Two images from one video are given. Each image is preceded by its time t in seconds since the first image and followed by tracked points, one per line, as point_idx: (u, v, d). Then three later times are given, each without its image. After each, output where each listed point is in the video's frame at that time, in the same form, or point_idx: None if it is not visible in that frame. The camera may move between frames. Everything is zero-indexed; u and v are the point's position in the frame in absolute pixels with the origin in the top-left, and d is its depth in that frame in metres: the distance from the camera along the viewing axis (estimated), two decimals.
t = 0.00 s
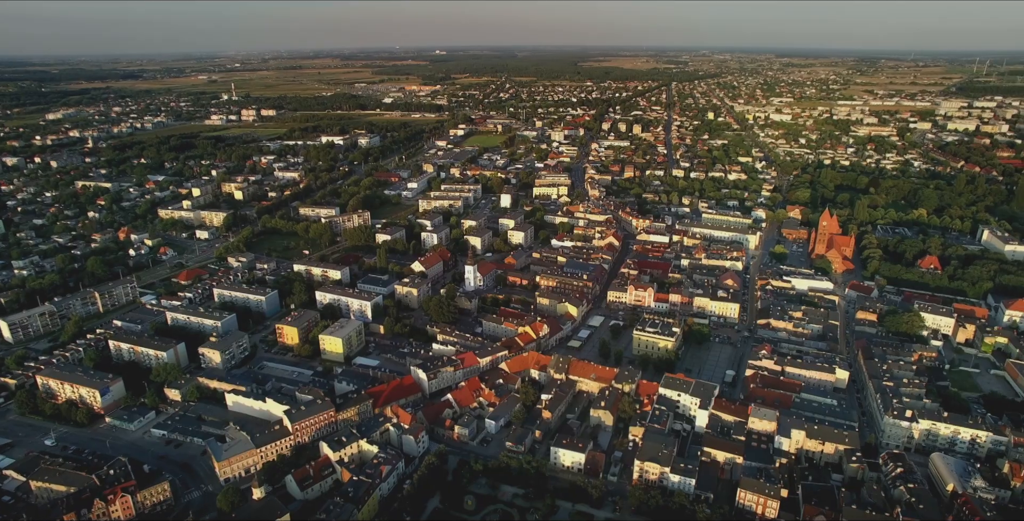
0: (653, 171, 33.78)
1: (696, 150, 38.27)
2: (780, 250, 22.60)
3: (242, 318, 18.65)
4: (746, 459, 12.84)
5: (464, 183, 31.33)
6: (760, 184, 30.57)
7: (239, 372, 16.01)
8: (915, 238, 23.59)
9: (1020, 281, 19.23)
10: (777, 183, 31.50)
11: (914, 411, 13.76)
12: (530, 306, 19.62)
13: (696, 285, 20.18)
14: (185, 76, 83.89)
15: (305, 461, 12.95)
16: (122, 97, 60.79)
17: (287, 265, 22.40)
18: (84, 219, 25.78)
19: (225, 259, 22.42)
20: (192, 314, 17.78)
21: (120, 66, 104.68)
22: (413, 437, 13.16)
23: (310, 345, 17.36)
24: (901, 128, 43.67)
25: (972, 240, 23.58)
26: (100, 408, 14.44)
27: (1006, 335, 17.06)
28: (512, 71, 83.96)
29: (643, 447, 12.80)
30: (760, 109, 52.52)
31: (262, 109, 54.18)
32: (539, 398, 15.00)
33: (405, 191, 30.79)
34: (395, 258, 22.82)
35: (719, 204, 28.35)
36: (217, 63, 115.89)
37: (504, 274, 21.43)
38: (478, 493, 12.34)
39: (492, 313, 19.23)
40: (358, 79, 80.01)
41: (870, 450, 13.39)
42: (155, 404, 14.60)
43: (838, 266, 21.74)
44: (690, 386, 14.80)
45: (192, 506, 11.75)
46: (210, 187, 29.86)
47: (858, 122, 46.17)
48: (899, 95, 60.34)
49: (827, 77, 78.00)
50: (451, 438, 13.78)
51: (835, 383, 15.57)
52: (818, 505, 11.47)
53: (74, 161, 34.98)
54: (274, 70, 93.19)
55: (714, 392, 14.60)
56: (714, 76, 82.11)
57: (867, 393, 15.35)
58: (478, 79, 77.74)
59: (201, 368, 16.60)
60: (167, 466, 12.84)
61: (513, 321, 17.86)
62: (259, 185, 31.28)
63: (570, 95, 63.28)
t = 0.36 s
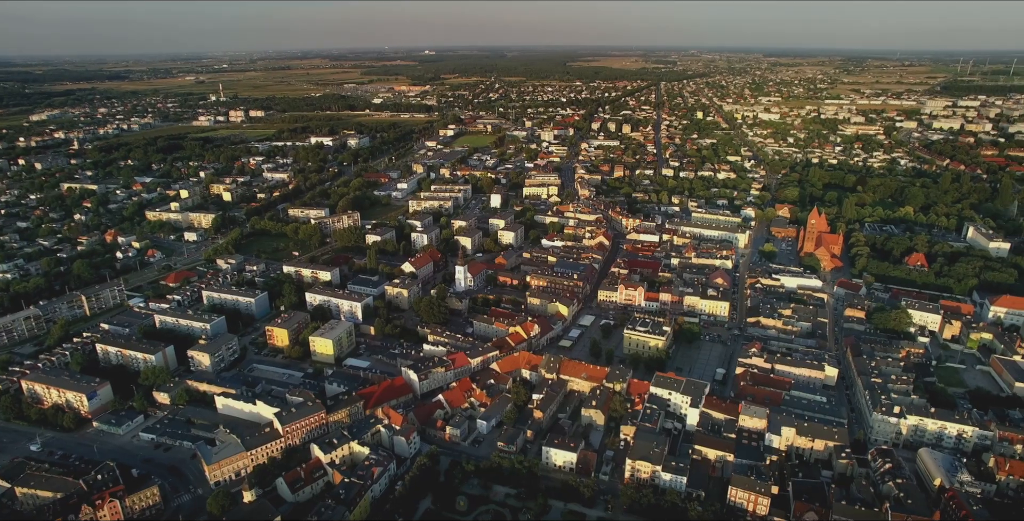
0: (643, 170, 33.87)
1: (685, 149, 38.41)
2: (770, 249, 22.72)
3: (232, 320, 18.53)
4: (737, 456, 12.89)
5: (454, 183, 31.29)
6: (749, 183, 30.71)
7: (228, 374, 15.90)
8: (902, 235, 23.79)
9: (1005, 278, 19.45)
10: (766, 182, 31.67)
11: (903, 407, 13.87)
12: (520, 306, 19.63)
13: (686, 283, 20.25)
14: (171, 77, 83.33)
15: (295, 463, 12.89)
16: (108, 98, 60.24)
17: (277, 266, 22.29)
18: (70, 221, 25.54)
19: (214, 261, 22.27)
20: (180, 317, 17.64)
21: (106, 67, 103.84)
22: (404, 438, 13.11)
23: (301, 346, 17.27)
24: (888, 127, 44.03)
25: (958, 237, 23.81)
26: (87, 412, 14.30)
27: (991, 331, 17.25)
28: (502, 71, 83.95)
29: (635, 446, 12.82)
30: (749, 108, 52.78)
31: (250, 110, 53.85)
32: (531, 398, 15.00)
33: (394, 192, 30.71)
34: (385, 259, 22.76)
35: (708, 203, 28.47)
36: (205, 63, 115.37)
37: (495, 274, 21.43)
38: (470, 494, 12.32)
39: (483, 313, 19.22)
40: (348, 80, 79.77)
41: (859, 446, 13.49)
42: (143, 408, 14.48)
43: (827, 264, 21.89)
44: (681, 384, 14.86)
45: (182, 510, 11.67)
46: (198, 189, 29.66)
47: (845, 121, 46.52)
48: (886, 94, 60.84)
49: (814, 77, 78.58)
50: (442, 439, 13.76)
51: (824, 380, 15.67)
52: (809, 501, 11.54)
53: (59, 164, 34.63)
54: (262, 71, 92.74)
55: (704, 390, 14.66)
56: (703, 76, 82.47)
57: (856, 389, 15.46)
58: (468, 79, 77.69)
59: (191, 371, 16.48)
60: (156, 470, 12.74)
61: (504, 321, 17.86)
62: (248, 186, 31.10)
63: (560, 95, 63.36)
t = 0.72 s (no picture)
0: (632, 170, 33.97)
1: (674, 148, 38.56)
2: (758, 247, 22.85)
3: (221, 322, 18.41)
4: (728, 454, 12.95)
5: (444, 184, 31.25)
6: (738, 182, 30.86)
7: (218, 377, 15.80)
8: (889, 233, 24.00)
9: (990, 275, 19.66)
10: (755, 181, 31.84)
11: (891, 403, 13.98)
12: (511, 306, 19.62)
13: (676, 282, 20.33)
14: (158, 78, 82.68)
15: (286, 466, 12.81)
16: (93, 99, 59.71)
17: (266, 268, 22.18)
18: (55, 223, 25.29)
19: (203, 263, 22.14)
20: (169, 320, 17.51)
21: (91, 68, 102.92)
22: (396, 439, 13.08)
23: (291, 348, 17.19)
24: (874, 126, 44.40)
25: (943, 235, 24.04)
26: (74, 417, 14.16)
27: (977, 328, 17.43)
28: (492, 71, 83.95)
29: (626, 445, 12.85)
30: (737, 107, 53.05)
31: (238, 110, 53.57)
32: (522, 398, 15.01)
33: (384, 192, 30.63)
34: (375, 260, 22.70)
35: (697, 202, 28.59)
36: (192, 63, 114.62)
37: (485, 274, 21.42)
38: (462, 494, 12.30)
39: (474, 313, 19.21)
40: (337, 80, 79.53)
41: (848, 443, 13.58)
42: (131, 412, 14.35)
43: (815, 262, 22.04)
44: (671, 383, 14.90)
45: (172, 514, 11.58)
46: (186, 190, 29.44)
47: (833, 120, 46.88)
48: (873, 93, 61.32)
49: (802, 76, 79.07)
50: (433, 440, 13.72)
51: (813, 377, 15.77)
52: (799, 498, 11.61)
53: (44, 165, 34.29)
54: (250, 72, 92.23)
55: (695, 388, 14.71)
56: (692, 75, 82.84)
57: (844, 386, 15.56)
58: (458, 80, 77.65)
59: (179, 374, 16.35)
60: (145, 474, 12.63)
61: (494, 321, 17.84)
62: (236, 187, 30.94)
63: (550, 94, 63.44)
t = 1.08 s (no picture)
0: (622, 169, 34.06)
1: (663, 147, 38.72)
2: (747, 246, 22.99)
3: (210, 325, 18.28)
4: (718, 452, 13.01)
5: (433, 184, 31.18)
6: (727, 181, 31.03)
7: (207, 380, 15.69)
8: (876, 231, 24.21)
9: (975, 271, 19.90)
10: (743, 179, 32.02)
11: (879, 399, 14.10)
12: (501, 306, 19.62)
13: (666, 281, 20.40)
14: (144, 79, 81.94)
15: (276, 469, 12.73)
16: (78, 100, 59.08)
17: (255, 269, 22.05)
18: (40, 226, 25.00)
19: (191, 265, 21.98)
20: (157, 322, 17.36)
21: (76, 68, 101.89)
22: (387, 441, 13.04)
23: (280, 350, 17.10)
24: (861, 125, 44.81)
25: (929, 232, 24.29)
26: (60, 422, 14.01)
27: (962, 323, 17.64)
28: (481, 71, 83.92)
29: (617, 444, 12.89)
30: (725, 107, 53.33)
31: (226, 111, 53.21)
32: (513, 397, 15.01)
33: (374, 193, 30.53)
34: (365, 261, 22.62)
35: (687, 201, 28.72)
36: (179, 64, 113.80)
37: (476, 275, 21.41)
38: (454, 495, 12.28)
39: (464, 313, 19.19)
40: (325, 81, 79.24)
41: (837, 439, 13.68)
42: (119, 416, 14.21)
43: (803, 260, 22.19)
44: (662, 381, 14.95)
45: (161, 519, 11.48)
46: (173, 192, 29.20)
47: (820, 119, 47.23)
48: (859, 92, 61.88)
49: (789, 75, 79.65)
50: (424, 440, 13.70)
51: (802, 374, 15.87)
52: (789, 494, 11.69)
53: (28, 167, 33.88)
54: (237, 72, 91.65)
55: (685, 386, 14.77)
56: (680, 75, 83.21)
57: (833, 383, 15.68)
58: (447, 80, 77.56)
59: (168, 377, 16.22)
60: (134, 479, 12.52)
61: (485, 321, 17.83)
62: (224, 189, 30.73)
63: (539, 94, 63.49)
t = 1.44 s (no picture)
0: (611, 168, 34.15)
1: (652, 146, 38.85)
2: (736, 244, 23.11)
3: (198, 327, 18.15)
4: (709, 449, 13.07)
5: (423, 184, 31.14)
6: (715, 179, 31.19)
7: (195, 383, 15.58)
8: (863, 228, 24.40)
9: (960, 268, 20.12)
10: (731, 178, 32.22)
11: (867, 395, 14.22)
12: (492, 306, 19.62)
13: (656, 280, 20.48)
14: (129, 79, 81.24)
15: (266, 472, 12.66)
16: (61, 101, 58.43)
17: (244, 271, 21.92)
18: (24, 229, 24.72)
19: (179, 267, 21.82)
20: (144, 325, 17.22)
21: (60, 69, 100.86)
22: (378, 442, 13.00)
23: (270, 352, 17.00)
24: (847, 123, 45.19)
25: (915, 229, 24.53)
26: (46, 427, 13.86)
27: (948, 320, 17.83)
28: (471, 71, 83.91)
29: (608, 442, 12.92)
30: (714, 106, 53.58)
31: (213, 112, 52.86)
32: (504, 397, 15.01)
33: (363, 194, 30.44)
34: (355, 262, 22.55)
35: (676, 200, 28.82)
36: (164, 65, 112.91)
37: (466, 275, 21.39)
38: (446, 495, 12.24)
39: (454, 313, 19.17)
40: (312, 81, 78.95)
41: (826, 435, 13.78)
42: (106, 420, 14.08)
43: (792, 258, 22.35)
44: (653, 380, 15.00)
45: None
46: (160, 194, 28.97)
47: (807, 118, 47.57)
48: (845, 91, 62.43)
49: (776, 74, 80.21)
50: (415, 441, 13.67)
51: (791, 371, 15.97)
52: (779, 490, 11.75)
53: (11, 170, 33.48)
54: (225, 73, 91.00)
55: (676, 385, 14.82)
56: (669, 74, 83.57)
57: (822, 380, 15.79)
58: (436, 80, 77.47)
59: (156, 380, 16.08)
60: (122, 483, 12.40)
61: (475, 322, 17.82)
62: (212, 190, 30.53)
63: (528, 94, 63.53)
